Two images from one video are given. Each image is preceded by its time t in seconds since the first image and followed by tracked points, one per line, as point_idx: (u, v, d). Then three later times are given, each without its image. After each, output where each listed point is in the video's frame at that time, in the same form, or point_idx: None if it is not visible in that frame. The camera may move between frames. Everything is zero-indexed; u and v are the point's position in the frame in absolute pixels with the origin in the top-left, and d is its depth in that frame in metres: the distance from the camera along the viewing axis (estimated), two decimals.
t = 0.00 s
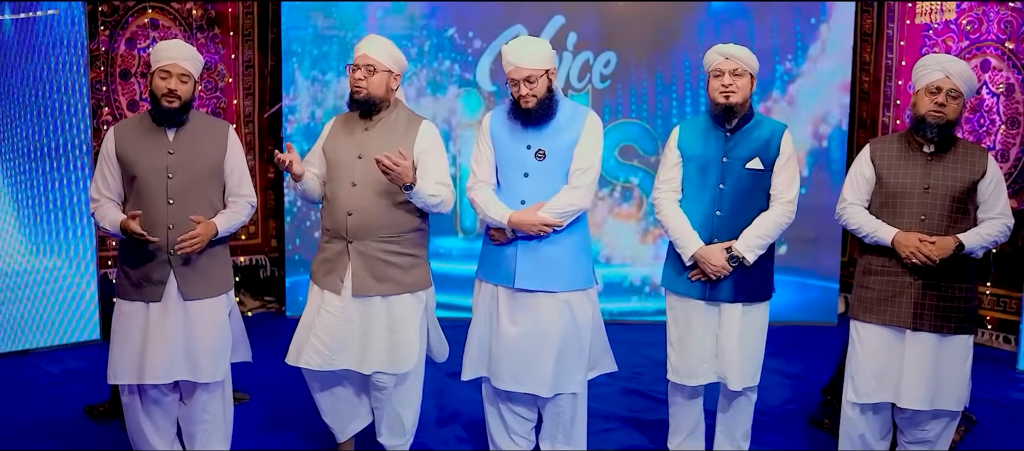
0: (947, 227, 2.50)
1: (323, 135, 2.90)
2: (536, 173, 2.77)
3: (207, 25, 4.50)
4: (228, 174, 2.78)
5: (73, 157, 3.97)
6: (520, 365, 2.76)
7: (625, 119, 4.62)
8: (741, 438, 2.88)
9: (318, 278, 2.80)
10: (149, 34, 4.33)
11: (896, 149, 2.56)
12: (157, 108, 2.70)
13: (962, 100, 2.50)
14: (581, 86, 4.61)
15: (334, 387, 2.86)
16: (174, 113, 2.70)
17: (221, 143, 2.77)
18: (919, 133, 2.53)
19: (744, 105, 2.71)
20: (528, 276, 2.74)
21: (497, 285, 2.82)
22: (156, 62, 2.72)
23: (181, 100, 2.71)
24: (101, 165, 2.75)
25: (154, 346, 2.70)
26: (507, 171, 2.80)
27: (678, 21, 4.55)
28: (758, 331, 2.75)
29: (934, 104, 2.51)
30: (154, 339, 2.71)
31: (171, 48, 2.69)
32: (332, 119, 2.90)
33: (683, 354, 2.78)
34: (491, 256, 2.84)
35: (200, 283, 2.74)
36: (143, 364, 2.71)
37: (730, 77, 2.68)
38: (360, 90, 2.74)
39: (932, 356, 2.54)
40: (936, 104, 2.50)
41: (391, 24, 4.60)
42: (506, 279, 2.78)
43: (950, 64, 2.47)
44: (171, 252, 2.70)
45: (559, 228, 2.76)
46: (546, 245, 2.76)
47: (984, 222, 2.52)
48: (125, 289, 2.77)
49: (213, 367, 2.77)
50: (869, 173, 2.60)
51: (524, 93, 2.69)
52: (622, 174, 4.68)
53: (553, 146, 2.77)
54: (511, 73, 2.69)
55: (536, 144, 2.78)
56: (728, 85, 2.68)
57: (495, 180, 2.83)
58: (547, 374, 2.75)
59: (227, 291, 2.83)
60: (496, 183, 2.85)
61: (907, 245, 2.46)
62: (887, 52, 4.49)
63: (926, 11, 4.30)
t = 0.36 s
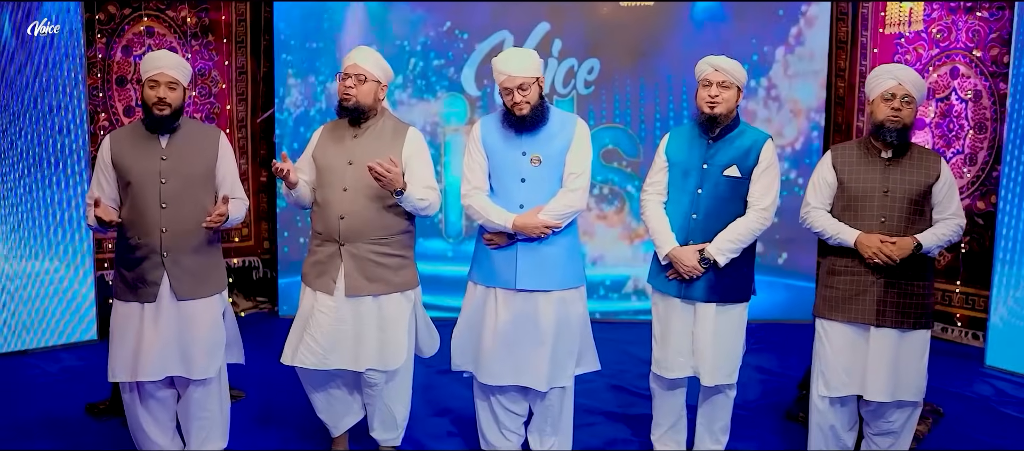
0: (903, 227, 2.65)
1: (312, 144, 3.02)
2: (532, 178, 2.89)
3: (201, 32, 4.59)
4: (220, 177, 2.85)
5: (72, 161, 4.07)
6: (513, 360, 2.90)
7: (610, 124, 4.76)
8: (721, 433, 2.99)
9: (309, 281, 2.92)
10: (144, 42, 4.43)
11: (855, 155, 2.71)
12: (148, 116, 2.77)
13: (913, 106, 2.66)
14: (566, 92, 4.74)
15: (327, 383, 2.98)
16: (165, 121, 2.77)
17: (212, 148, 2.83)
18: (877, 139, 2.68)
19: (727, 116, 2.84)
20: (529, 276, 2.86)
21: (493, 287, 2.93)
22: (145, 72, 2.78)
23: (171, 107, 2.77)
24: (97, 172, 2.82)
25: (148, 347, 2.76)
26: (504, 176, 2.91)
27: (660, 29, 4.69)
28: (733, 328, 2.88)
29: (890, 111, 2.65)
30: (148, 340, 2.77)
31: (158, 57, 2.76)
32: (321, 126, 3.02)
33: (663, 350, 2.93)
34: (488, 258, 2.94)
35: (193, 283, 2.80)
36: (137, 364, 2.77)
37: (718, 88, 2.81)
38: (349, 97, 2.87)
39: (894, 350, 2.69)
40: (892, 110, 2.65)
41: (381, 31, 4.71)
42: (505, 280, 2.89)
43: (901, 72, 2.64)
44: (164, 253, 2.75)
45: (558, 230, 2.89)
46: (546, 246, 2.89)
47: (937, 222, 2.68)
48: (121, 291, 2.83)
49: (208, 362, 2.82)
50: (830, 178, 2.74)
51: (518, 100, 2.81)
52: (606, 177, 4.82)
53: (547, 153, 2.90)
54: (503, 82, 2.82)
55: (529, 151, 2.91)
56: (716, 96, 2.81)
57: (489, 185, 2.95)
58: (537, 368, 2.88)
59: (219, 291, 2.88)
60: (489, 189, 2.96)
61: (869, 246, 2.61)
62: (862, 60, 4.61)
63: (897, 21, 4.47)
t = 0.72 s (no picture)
0: (852, 228, 2.80)
1: (287, 149, 3.09)
2: (521, 183, 3.00)
3: (185, 39, 4.69)
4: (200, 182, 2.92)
5: (58, 168, 4.17)
6: (511, 356, 3.03)
7: (587, 128, 4.89)
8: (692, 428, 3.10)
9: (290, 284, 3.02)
10: (130, 49, 4.51)
11: (806, 161, 2.85)
12: (128, 125, 2.85)
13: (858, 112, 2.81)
14: (542, 96, 4.87)
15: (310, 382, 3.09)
16: (144, 128, 2.84)
17: (191, 154, 2.91)
18: (829, 143, 2.83)
19: (699, 125, 2.98)
20: (526, 276, 2.97)
21: (484, 289, 3.01)
22: (122, 82, 2.86)
23: (149, 114, 2.85)
24: (81, 180, 2.90)
25: (133, 348, 2.83)
26: (494, 182, 3.00)
27: (634, 36, 4.82)
28: (699, 325, 3.00)
29: (837, 118, 2.81)
30: (133, 342, 2.83)
31: (133, 68, 2.85)
32: (296, 133, 3.11)
33: (634, 346, 3.05)
34: (479, 263, 3.01)
35: (175, 285, 2.86)
36: (123, 365, 2.84)
37: (689, 97, 2.95)
38: (329, 105, 2.96)
39: (847, 346, 2.83)
40: (839, 116, 2.80)
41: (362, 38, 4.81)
42: (499, 281, 2.98)
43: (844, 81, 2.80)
44: (147, 257, 2.83)
45: (548, 232, 3.02)
46: (538, 248, 3.00)
47: (885, 222, 2.83)
48: (106, 294, 2.90)
49: (192, 363, 2.89)
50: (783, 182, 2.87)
51: (507, 108, 2.93)
52: (582, 180, 4.95)
53: (532, 159, 3.02)
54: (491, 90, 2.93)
55: (514, 157, 3.02)
56: (687, 105, 2.95)
57: (475, 191, 3.03)
58: (533, 363, 3.00)
59: (202, 294, 2.94)
60: (476, 194, 3.04)
61: (822, 247, 2.75)
62: (829, 64, 4.78)
63: (859, 30, 4.66)
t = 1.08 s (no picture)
0: (823, 230, 2.94)
1: (280, 153, 3.15)
2: (519, 187, 3.13)
3: (187, 46, 4.81)
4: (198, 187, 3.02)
5: (61, 171, 4.31)
6: (507, 352, 3.14)
7: (579, 132, 5.02)
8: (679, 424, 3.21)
9: (288, 285, 3.10)
10: (133, 55, 4.64)
11: (777, 166, 2.99)
12: (129, 133, 2.94)
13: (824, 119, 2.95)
14: (535, 101, 4.99)
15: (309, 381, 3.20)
16: (144, 135, 2.94)
17: (190, 161, 3.02)
18: (799, 150, 2.96)
19: (681, 132, 3.10)
20: (525, 277, 3.10)
21: (484, 290, 3.12)
22: (121, 92, 2.96)
23: (149, 121, 2.95)
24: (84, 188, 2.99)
25: (138, 348, 2.93)
26: (494, 187, 3.12)
27: (625, 43, 4.95)
28: (684, 324, 3.12)
29: (803, 125, 2.95)
30: (138, 342, 2.93)
31: (130, 78, 2.95)
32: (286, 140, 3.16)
33: (620, 344, 3.18)
34: (479, 263, 3.12)
35: (177, 286, 2.97)
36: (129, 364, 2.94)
37: (670, 104, 3.08)
38: (328, 113, 3.06)
39: (820, 343, 2.98)
40: (807, 125, 2.94)
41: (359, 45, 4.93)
42: (499, 283, 3.10)
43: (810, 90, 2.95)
44: (150, 260, 2.93)
45: (545, 234, 3.15)
46: (535, 249, 3.13)
47: (854, 224, 2.98)
48: (111, 296, 2.99)
49: (196, 360, 3.00)
50: (755, 187, 3.01)
51: (506, 114, 3.06)
52: (575, 183, 5.07)
53: (528, 163, 3.15)
54: (489, 99, 3.05)
55: (512, 162, 3.14)
56: (670, 113, 3.08)
57: (475, 196, 3.14)
58: (533, 358, 3.14)
59: (203, 295, 3.05)
60: (475, 199, 3.14)
61: (794, 248, 2.89)
62: (815, 71, 4.91)
63: (841, 39, 4.80)
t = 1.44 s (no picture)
0: (802, 230, 3.11)
1: (287, 158, 3.22)
2: (519, 191, 3.26)
3: (197, 52, 4.95)
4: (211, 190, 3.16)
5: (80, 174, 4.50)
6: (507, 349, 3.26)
7: (579, 136, 5.15)
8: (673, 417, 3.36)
9: (298, 284, 3.18)
10: (145, 62, 4.78)
11: (759, 171, 3.15)
12: (146, 139, 3.06)
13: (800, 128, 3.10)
14: (534, 105, 5.14)
15: (317, 379, 3.31)
16: (160, 141, 3.07)
17: (203, 165, 3.15)
18: (779, 157, 3.10)
19: (668, 136, 3.24)
20: (522, 277, 3.22)
21: (482, 289, 3.25)
22: (137, 101, 3.07)
23: (164, 128, 3.07)
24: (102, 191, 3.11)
25: (157, 344, 3.06)
26: (494, 191, 3.25)
27: (623, 49, 5.08)
28: (677, 321, 3.26)
29: (782, 136, 3.09)
30: (156, 339, 3.06)
31: (146, 87, 3.06)
32: (291, 148, 3.24)
33: (615, 340, 3.33)
34: (479, 264, 3.25)
35: (193, 284, 3.10)
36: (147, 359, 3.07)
37: (657, 110, 3.21)
38: (339, 119, 3.17)
39: (802, 338, 3.14)
40: (784, 138, 3.09)
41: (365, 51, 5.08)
42: (496, 282, 3.23)
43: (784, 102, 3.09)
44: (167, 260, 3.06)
45: (543, 235, 3.29)
46: (533, 250, 3.27)
47: (832, 224, 3.14)
48: (129, 295, 3.12)
49: (211, 355, 3.13)
50: (738, 190, 3.17)
51: (507, 120, 3.19)
52: (573, 185, 5.22)
53: (528, 168, 3.29)
54: (491, 106, 3.17)
55: (511, 167, 3.28)
56: (656, 120, 3.20)
57: (475, 198, 3.27)
58: (533, 354, 3.27)
59: (216, 293, 3.19)
60: (476, 202, 3.27)
61: (772, 232, 3.03)
62: (807, 76, 5.06)
63: (829, 48, 4.89)
